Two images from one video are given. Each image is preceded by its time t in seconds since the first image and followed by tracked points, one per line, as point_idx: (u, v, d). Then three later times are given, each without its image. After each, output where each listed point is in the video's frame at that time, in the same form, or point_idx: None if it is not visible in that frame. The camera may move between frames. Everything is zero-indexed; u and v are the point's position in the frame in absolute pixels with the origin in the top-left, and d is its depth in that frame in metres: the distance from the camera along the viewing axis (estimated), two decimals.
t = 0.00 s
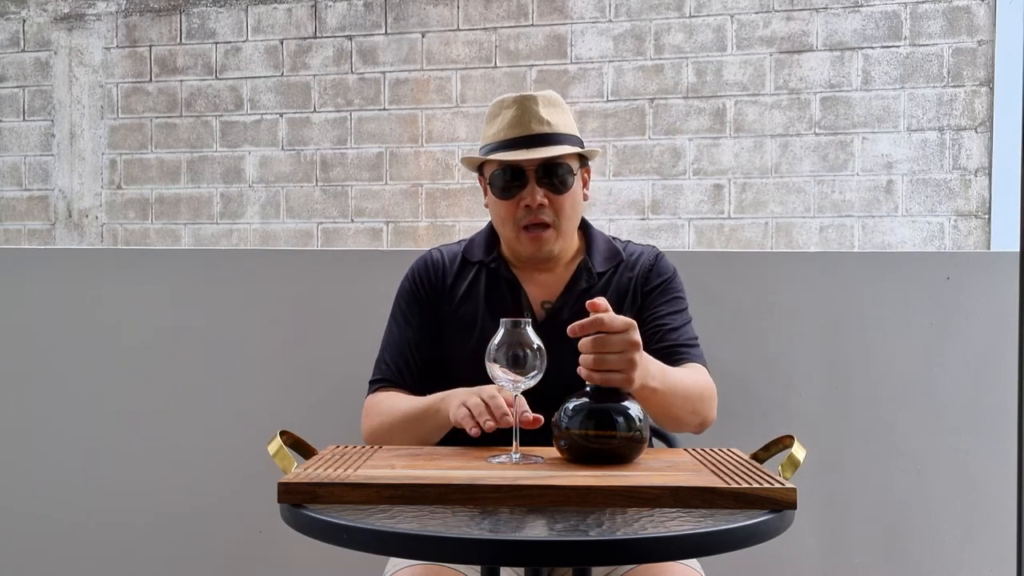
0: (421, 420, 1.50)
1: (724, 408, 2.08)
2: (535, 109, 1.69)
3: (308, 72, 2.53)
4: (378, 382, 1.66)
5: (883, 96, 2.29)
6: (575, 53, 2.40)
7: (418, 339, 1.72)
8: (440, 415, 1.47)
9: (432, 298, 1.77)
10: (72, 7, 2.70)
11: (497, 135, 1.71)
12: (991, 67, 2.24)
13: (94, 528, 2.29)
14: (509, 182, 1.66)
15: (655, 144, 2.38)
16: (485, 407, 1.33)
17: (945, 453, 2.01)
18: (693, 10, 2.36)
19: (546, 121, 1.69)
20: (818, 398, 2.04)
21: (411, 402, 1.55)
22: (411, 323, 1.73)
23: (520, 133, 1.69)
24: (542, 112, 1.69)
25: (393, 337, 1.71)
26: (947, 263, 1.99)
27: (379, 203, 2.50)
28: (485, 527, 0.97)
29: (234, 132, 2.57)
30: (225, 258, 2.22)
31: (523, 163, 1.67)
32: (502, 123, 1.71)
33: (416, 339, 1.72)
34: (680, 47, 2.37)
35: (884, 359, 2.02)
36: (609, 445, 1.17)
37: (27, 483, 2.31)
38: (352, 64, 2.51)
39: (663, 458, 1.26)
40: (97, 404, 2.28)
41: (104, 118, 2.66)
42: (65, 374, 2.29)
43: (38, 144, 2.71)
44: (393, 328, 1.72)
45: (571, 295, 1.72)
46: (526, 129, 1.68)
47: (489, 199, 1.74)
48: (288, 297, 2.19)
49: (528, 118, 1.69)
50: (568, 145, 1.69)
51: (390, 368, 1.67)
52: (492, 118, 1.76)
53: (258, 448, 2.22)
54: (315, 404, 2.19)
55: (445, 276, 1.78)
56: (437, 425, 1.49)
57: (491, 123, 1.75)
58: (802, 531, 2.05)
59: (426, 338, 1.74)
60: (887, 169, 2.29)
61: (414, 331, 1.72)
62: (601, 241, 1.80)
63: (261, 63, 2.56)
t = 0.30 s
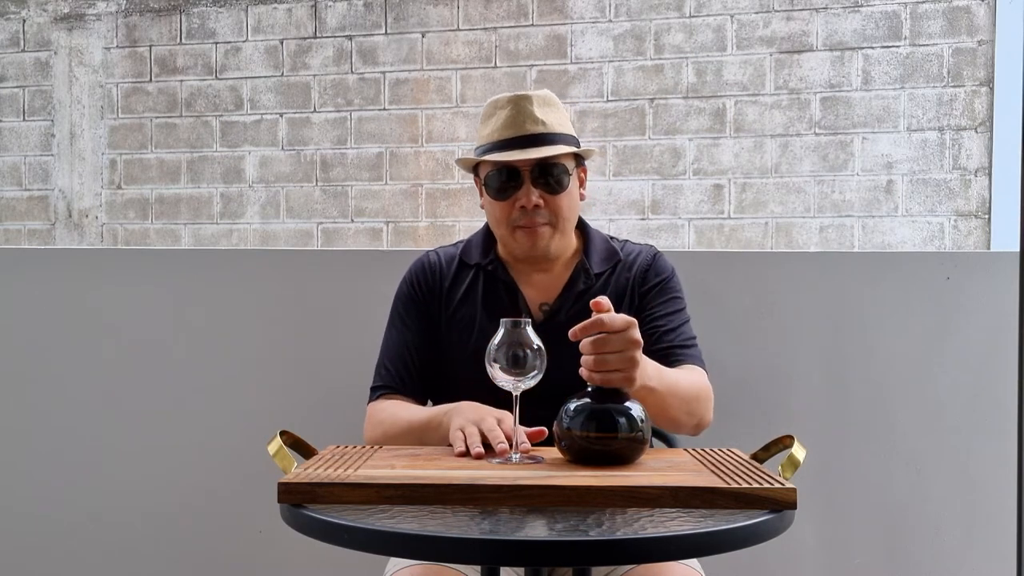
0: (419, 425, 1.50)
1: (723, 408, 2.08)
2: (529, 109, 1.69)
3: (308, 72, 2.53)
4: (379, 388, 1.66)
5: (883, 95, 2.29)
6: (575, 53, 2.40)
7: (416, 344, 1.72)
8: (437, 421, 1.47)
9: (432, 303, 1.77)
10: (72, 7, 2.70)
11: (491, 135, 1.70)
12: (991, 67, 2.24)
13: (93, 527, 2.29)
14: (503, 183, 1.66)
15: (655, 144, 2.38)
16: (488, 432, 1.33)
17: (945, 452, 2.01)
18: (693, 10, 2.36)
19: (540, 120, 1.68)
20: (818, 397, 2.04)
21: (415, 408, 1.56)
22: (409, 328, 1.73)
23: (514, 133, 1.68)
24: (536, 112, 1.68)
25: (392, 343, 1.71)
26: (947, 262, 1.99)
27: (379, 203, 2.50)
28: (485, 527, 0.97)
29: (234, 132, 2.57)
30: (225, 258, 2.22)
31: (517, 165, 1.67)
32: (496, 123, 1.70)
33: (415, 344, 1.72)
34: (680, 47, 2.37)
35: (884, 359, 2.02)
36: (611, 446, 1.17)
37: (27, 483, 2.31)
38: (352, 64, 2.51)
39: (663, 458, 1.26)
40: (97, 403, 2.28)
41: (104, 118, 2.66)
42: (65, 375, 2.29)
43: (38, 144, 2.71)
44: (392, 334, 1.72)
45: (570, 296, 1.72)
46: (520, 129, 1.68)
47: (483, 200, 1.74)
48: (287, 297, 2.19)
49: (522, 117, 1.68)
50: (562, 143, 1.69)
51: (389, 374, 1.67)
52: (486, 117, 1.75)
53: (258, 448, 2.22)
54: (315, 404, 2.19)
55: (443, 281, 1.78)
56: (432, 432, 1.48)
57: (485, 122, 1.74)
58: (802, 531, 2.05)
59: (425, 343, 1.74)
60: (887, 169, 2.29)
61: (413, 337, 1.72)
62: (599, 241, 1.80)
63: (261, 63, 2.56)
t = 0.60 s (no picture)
0: (419, 429, 1.51)
1: (723, 408, 2.08)
2: (514, 94, 1.71)
3: (308, 72, 2.53)
4: (374, 393, 1.67)
5: (883, 95, 2.29)
6: (575, 53, 2.40)
7: (412, 347, 1.72)
8: (436, 424, 1.48)
9: (428, 306, 1.77)
10: (72, 7, 2.70)
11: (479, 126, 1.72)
12: (991, 67, 2.24)
13: (93, 527, 2.29)
14: (494, 174, 1.65)
15: (655, 144, 2.38)
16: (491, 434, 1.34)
17: (945, 453, 2.01)
18: (693, 10, 2.36)
19: (525, 105, 1.70)
20: (818, 397, 2.04)
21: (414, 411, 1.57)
22: (404, 332, 1.73)
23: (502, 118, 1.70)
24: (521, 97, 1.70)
25: (387, 347, 1.71)
26: (947, 262, 1.99)
27: (379, 203, 2.50)
28: (485, 527, 0.97)
29: (234, 132, 2.57)
30: (225, 258, 2.22)
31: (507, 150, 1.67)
32: (483, 113, 1.72)
33: (410, 348, 1.72)
34: (680, 47, 2.37)
35: (884, 359, 2.02)
36: (616, 444, 1.17)
37: (27, 483, 2.31)
38: (352, 64, 2.51)
39: (664, 458, 1.26)
40: (97, 403, 2.28)
41: (104, 118, 2.66)
42: (65, 374, 2.29)
43: (38, 144, 2.71)
44: (386, 338, 1.72)
45: (570, 300, 1.72)
46: (506, 114, 1.69)
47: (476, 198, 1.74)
48: (287, 297, 2.19)
49: (508, 103, 1.70)
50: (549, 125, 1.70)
51: (385, 377, 1.67)
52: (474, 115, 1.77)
53: (258, 448, 2.22)
54: (316, 403, 2.19)
55: (439, 283, 1.78)
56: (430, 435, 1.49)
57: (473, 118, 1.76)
58: (801, 531, 2.05)
59: (420, 347, 1.74)
60: (887, 169, 2.29)
61: (408, 341, 1.72)
62: (599, 243, 1.79)
63: (261, 63, 2.56)
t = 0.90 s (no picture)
0: (418, 431, 1.51)
1: (723, 408, 2.08)
2: (511, 97, 1.70)
3: (308, 72, 2.53)
4: (367, 399, 1.67)
5: (883, 96, 2.29)
6: (575, 53, 2.40)
7: (409, 352, 1.73)
8: (433, 428, 1.49)
9: (424, 311, 1.77)
10: (72, 7, 2.70)
11: (475, 127, 1.71)
12: (991, 67, 2.24)
13: (93, 527, 2.29)
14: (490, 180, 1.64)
15: (655, 144, 2.38)
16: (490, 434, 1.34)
17: (945, 453, 2.01)
18: (693, 10, 2.36)
19: (522, 108, 1.69)
20: (818, 398, 2.04)
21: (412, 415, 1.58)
22: (401, 336, 1.73)
23: (499, 122, 1.68)
24: (518, 99, 1.69)
25: (382, 353, 1.71)
26: (947, 262, 1.99)
27: (379, 203, 2.50)
28: (485, 527, 0.97)
29: (234, 132, 2.57)
30: (225, 258, 2.22)
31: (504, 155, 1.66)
32: (480, 115, 1.71)
33: (405, 354, 1.72)
34: (680, 47, 2.37)
35: (884, 359, 2.02)
36: (616, 443, 1.17)
37: (26, 483, 2.31)
38: (352, 64, 2.51)
39: (664, 458, 1.26)
40: (97, 403, 2.28)
41: (104, 118, 2.66)
42: (65, 374, 2.29)
43: (38, 144, 2.71)
44: (381, 344, 1.72)
45: (571, 305, 1.72)
46: (503, 117, 1.68)
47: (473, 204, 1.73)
48: (287, 297, 2.19)
49: (504, 105, 1.69)
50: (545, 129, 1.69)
51: (381, 383, 1.68)
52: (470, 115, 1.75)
53: (258, 448, 2.22)
54: (316, 403, 2.19)
55: (436, 286, 1.78)
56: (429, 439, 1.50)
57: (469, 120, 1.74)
58: (801, 531, 2.05)
59: (416, 352, 1.74)
60: (887, 169, 2.29)
61: (404, 346, 1.72)
62: (599, 244, 1.79)
63: (261, 63, 2.56)
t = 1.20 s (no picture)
0: (418, 433, 1.52)
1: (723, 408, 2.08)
2: (530, 109, 1.68)
3: (308, 72, 2.53)
4: (367, 399, 1.68)
5: (883, 96, 2.29)
6: (575, 53, 2.40)
7: (408, 353, 1.73)
8: (433, 431, 1.49)
9: (424, 312, 1.77)
10: (72, 7, 2.70)
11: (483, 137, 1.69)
12: (991, 67, 2.24)
13: (93, 527, 2.29)
14: (501, 187, 1.63)
15: (655, 144, 2.38)
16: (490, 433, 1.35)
17: (944, 452, 2.01)
18: (693, 10, 2.36)
19: (540, 122, 1.67)
20: (818, 398, 2.04)
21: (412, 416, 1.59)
22: (400, 338, 1.72)
23: (514, 133, 1.66)
24: (536, 113, 1.67)
25: (381, 353, 1.71)
26: (947, 262, 1.99)
27: (379, 203, 2.50)
28: (485, 527, 0.97)
29: (234, 132, 2.57)
30: (225, 258, 2.22)
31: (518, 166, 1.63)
32: (494, 123, 1.68)
33: (405, 355, 1.72)
34: (680, 47, 2.37)
35: (884, 358, 2.02)
36: (615, 444, 1.17)
37: (26, 483, 2.31)
38: (352, 64, 2.51)
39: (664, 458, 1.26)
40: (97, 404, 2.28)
41: (104, 118, 2.66)
42: (65, 375, 2.29)
43: (38, 144, 2.71)
44: (381, 345, 1.72)
45: (570, 305, 1.72)
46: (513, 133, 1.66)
47: (484, 205, 1.72)
48: (287, 297, 2.19)
49: (515, 120, 1.66)
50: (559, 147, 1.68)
51: (382, 385, 1.69)
52: (480, 118, 1.72)
53: (258, 448, 2.22)
54: (316, 403, 2.19)
55: (436, 288, 1.78)
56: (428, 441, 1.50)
57: (478, 123, 1.71)
58: (801, 531, 2.05)
59: (415, 353, 1.74)
60: (887, 169, 2.29)
61: (404, 347, 1.72)
62: (598, 244, 1.79)
63: (261, 63, 2.56)
